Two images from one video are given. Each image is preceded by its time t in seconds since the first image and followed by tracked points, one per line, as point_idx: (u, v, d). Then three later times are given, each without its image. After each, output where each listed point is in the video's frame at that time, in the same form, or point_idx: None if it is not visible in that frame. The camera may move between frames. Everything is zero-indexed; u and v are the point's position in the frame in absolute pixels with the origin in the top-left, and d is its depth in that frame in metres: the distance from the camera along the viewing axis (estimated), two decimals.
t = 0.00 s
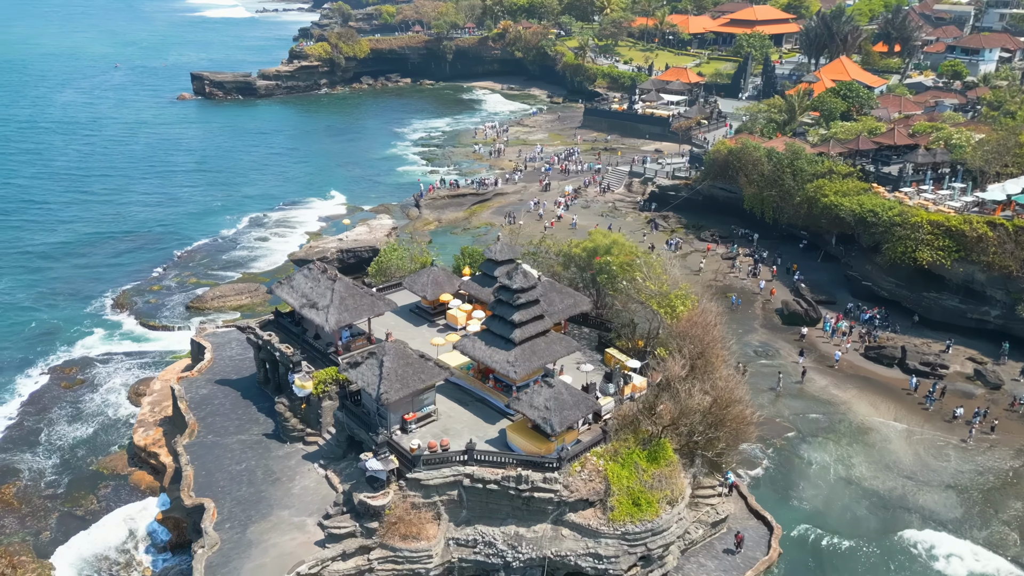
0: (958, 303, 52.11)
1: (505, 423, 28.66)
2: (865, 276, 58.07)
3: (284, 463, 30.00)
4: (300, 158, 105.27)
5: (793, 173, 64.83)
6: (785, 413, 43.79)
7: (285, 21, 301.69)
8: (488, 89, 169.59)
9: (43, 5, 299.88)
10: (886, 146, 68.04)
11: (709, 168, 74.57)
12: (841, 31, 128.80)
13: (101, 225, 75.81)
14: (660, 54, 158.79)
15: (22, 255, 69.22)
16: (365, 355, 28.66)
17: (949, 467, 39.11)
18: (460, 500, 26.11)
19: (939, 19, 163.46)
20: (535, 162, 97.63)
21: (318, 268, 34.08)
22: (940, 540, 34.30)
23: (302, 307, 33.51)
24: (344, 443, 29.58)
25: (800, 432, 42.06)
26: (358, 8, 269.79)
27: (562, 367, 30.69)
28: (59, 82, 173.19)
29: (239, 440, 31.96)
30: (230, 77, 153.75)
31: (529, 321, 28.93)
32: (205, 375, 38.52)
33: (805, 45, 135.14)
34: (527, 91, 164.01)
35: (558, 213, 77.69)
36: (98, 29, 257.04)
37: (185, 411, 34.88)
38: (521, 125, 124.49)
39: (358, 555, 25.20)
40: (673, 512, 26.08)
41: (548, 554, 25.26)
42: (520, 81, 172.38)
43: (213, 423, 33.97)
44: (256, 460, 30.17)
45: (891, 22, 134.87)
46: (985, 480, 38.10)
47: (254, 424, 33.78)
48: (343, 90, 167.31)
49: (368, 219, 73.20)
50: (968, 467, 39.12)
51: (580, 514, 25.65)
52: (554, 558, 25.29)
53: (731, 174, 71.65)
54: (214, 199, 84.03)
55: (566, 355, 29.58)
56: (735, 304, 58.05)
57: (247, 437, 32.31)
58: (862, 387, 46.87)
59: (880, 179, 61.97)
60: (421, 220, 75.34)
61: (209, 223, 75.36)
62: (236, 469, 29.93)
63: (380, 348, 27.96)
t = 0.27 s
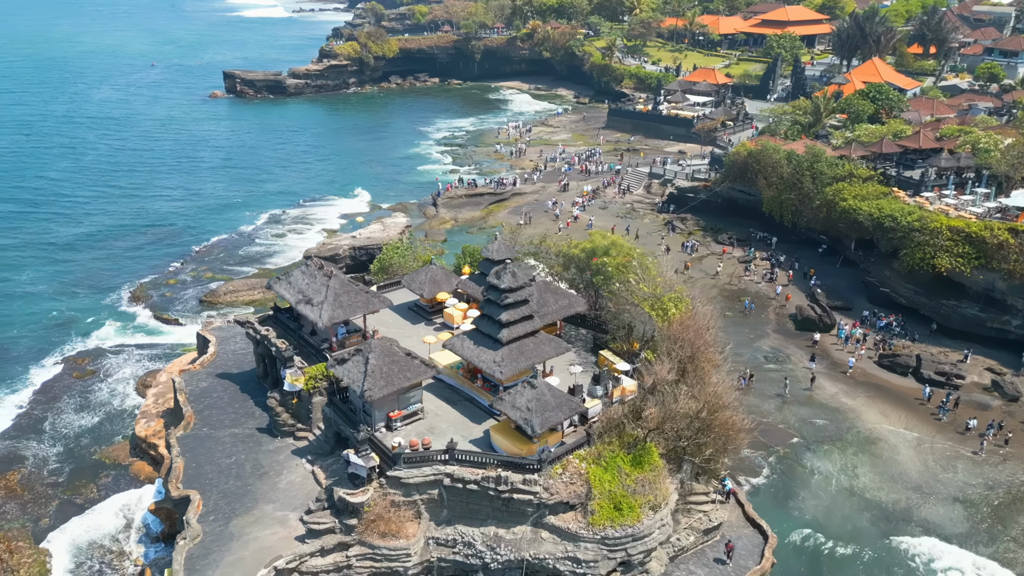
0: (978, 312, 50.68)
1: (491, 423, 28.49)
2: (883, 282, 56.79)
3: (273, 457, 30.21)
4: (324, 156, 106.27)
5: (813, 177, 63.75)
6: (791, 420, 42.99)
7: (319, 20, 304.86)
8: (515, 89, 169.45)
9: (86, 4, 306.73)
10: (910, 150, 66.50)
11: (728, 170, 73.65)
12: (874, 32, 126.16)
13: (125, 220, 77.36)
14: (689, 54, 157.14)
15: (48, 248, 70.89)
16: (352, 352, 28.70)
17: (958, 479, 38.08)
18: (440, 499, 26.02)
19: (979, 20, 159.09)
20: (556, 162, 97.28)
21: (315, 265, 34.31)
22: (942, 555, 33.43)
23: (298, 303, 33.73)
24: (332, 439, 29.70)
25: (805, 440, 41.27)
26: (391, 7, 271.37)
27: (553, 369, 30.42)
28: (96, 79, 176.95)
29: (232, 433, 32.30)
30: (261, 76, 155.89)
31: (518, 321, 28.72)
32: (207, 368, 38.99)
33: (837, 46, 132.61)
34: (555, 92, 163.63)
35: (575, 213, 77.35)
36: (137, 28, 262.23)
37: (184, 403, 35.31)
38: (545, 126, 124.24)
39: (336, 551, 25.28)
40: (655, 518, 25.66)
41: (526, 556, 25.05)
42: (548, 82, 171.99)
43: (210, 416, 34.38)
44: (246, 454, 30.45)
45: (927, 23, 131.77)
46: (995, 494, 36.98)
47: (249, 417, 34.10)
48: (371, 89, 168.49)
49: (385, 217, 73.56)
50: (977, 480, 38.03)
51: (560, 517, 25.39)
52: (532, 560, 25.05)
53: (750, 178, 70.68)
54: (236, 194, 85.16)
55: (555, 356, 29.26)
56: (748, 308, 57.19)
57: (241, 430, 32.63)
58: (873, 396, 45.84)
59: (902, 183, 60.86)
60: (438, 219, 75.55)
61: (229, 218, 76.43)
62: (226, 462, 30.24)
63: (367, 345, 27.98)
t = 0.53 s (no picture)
0: (1000, 322, 49.13)
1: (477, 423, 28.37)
2: (903, 289, 55.36)
3: (263, 451, 30.50)
4: (349, 154, 107.22)
5: (834, 181, 62.51)
6: (798, 428, 42.11)
7: (355, 20, 307.83)
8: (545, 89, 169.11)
9: (129, 3, 313.61)
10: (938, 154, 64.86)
11: (750, 173, 72.55)
12: (911, 33, 123.05)
13: (151, 215, 78.96)
14: (721, 55, 155.05)
15: (75, 241, 72.66)
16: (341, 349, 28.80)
17: (966, 493, 36.99)
18: (421, 498, 25.98)
19: None
20: (578, 162, 96.81)
21: (313, 262, 34.46)
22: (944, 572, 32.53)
23: (295, 299, 33.92)
24: (321, 435, 29.85)
25: (811, 448, 40.41)
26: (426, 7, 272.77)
27: (543, 370, 30.17)
28: (134, 77, 180.76)
29: (227, 425, 32.65)
30: (293, 74, 157.80)
31: (506, 321, 28.57)
32: (211, 362, 39.51)
33: (872, 47, 129.63)
34: (584, 92, 162.85)
35: (593, 215, 76.87)
36: (177, 26, 267.41)
37: (183, 395, 35.81)
38: (571, 126, 123.73)
39: (315, 546, 25.41)
40: (636, 523, 25.28)
41: (504, 558, 24.87)
42: (577, 82, 171.26)
43: (208, 409, 34.82)
44: (238, 447, 30.80)
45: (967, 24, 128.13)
46: (1005, 510, 35.83)
47: (246, 411, 34.46)
48: (401, 88, 169.41)
49: (403, 215, 73.88)
50: (987, 495, 36.89)
51: (539, 519, 25.17)
52: (510, 562, 24.86)
53: (771, 181, 69.54)
54: (260, 191, 86.31)
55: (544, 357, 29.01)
56: (763, 313, 56.26)
57: (235, 423, 33.01)
58: (885, 406, 44.72)
59: (925, 188, 59.70)
60: (456, 217, 75.67)
61: (251, 214, 77.49)
62: (217, 455, 30.61)
63: (355, 342, 28.06)
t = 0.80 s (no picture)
0: None
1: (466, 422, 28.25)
2: (926, 297, 53.75)
3: (256, 444, 30.78)
4: (376, 152, 107.99)
5: (859, 186, 61.03)
6: (807, 436, 41.18)
7: (393, 20, 310.29)
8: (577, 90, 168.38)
9: (175, 2, 320.60)
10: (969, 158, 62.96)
11: (774, 176, 71.25)
12: (953, 34, 119.41)
13: (179, 210, 80.49)
14: (757, 56, 152.54)
15: (105, 234, 74.41)
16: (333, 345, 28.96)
17: (977, 509, 35.79)
18: (404, 496, 25.96)
19: None
20: (603, 162, 96.17)
21: (314, 258, 34.71)
22: None
23: (295, 294, 34.23)
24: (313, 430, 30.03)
25: (819, 457, 39.50)
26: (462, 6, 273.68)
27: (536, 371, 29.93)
28: (175, 74, 184.70)
29: (224, 417, 33.05)
30: (327, 73, 159.54)
31: (496, 321, 28.44)
32: (217, 355, 40.05)
33: (912, 49, 126.18)
34: (616, 93, 161.68)
35: (615, 216, 76.24)
36: (219, 25, 272.50)
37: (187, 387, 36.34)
38: (600, 127, 122.95)
39: (298, 540, 25.59)
40: (619, 528, 24.94)
41: (483, 558, 24.72)
42: (610, 82, 170.15)
43: (209, 400, 35.26)
44: (232, 439, 31.17)
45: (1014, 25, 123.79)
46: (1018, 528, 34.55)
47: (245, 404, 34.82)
48: (433, 88, 170.27)
49: (423, 213, 74.12)
50: (999, 512, 35.62)
51: (520, 521, 24.99)
52: (489, 563, 24.67)
53: (796, 184, 68.22)
54: (286, 187, 87.42)
55: (535, 357, 28.80)
56: (780, 319, 55.17)
57: (233, 416, 33.35)
58: (900, 416, 43.45)
59: (951, 194, 57.94)
60: (476, 217, 75.66)
61: (275, 210, 78.49)
62: (212, 446, 31.00)
63: (345, 338, 28.19)
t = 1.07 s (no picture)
0: None
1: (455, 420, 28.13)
2: (952, 306, 52.05)
3: (251, 436, 31.12)
4: (405, 150, 108.70)
5: (886, 191, 59.47)
6: (817, 446, 40.16)
7: (433, 20, 312.12)
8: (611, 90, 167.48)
9: (221, 2, 327.31)
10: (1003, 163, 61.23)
11: (801, 180, 69.91)
12: (999, 36, 115.48)
13: (208, 205, 82.01)
14: (795, 58, 149.74)
15: (135, 227, 76.17)
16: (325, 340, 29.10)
17: (989, 526, 34.58)
18: (387, 493, 25.95)
19: None
20: (630, 163, 95.39)
21: (316, 254, 34.91)
22: None
23: (297, 289, 34.51)
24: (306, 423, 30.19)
25: (827, 467, 38.51)
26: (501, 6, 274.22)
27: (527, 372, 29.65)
28: (216, 72, 188.40)
29: (223, 409, 33.49)
30: (362, 73, 161.04)
31: (487, 321, 28.31)
32: (225, 347, 40.65)
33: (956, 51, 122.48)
34: (651, 94, 160.26)
35: (637, 218, 75.55)
36: (262, 24, 277.31)
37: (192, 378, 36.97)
38: (631, 127, 122.00)
39: (281, 532, 25.78)
40: (600, 532, 24.59)
41: (462, 559, 24.55)
42: (645, 83, 168.88)
43: (212, 391, 35.77)
44: (228, 430, 31.57)
45: None
46: None
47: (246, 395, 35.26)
48: (467, 87, 170.86)
49: (445, 211, 74.35)
50: (1012, 530, 34.33)
51: (501, 522, 24.82)
52: (468, 563, 24.47)
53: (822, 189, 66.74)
54: (313, 184, 88.45)
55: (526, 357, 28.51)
56: (799, 325, 53.95)
57: (232, 408, 33.77)
58: (915, 428, 42.12)
59: (982, 201, 57.13)
60: (497, 216, 75.63)
61: (300, 207, 79.50)
62: (209, 437, 31.45)
63: (336, 334, 28.31)
